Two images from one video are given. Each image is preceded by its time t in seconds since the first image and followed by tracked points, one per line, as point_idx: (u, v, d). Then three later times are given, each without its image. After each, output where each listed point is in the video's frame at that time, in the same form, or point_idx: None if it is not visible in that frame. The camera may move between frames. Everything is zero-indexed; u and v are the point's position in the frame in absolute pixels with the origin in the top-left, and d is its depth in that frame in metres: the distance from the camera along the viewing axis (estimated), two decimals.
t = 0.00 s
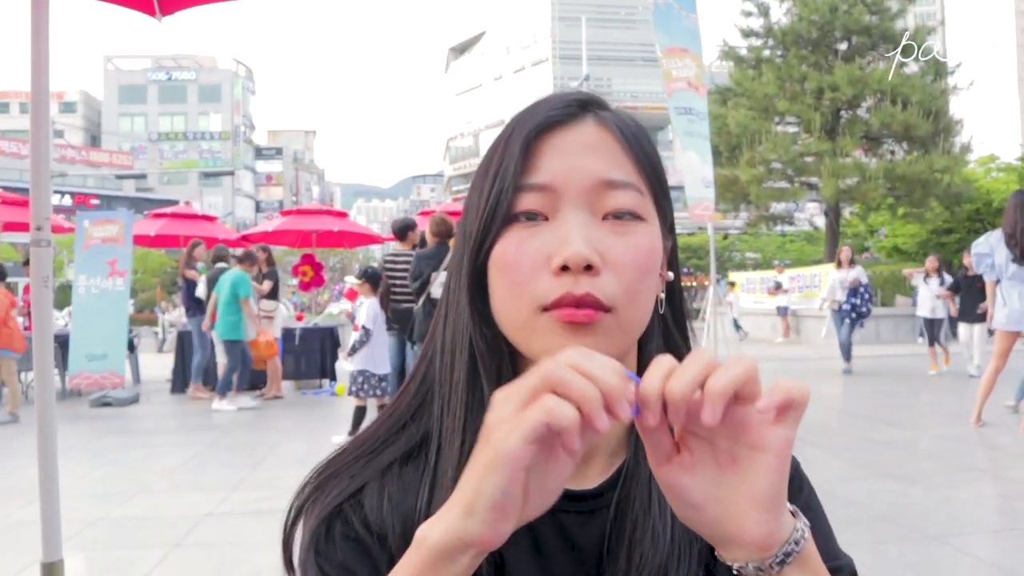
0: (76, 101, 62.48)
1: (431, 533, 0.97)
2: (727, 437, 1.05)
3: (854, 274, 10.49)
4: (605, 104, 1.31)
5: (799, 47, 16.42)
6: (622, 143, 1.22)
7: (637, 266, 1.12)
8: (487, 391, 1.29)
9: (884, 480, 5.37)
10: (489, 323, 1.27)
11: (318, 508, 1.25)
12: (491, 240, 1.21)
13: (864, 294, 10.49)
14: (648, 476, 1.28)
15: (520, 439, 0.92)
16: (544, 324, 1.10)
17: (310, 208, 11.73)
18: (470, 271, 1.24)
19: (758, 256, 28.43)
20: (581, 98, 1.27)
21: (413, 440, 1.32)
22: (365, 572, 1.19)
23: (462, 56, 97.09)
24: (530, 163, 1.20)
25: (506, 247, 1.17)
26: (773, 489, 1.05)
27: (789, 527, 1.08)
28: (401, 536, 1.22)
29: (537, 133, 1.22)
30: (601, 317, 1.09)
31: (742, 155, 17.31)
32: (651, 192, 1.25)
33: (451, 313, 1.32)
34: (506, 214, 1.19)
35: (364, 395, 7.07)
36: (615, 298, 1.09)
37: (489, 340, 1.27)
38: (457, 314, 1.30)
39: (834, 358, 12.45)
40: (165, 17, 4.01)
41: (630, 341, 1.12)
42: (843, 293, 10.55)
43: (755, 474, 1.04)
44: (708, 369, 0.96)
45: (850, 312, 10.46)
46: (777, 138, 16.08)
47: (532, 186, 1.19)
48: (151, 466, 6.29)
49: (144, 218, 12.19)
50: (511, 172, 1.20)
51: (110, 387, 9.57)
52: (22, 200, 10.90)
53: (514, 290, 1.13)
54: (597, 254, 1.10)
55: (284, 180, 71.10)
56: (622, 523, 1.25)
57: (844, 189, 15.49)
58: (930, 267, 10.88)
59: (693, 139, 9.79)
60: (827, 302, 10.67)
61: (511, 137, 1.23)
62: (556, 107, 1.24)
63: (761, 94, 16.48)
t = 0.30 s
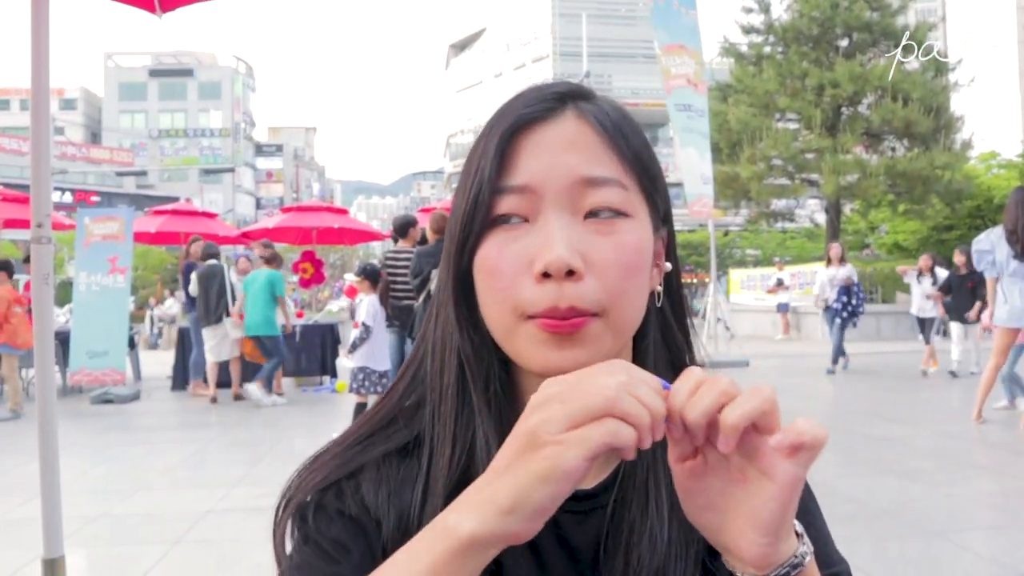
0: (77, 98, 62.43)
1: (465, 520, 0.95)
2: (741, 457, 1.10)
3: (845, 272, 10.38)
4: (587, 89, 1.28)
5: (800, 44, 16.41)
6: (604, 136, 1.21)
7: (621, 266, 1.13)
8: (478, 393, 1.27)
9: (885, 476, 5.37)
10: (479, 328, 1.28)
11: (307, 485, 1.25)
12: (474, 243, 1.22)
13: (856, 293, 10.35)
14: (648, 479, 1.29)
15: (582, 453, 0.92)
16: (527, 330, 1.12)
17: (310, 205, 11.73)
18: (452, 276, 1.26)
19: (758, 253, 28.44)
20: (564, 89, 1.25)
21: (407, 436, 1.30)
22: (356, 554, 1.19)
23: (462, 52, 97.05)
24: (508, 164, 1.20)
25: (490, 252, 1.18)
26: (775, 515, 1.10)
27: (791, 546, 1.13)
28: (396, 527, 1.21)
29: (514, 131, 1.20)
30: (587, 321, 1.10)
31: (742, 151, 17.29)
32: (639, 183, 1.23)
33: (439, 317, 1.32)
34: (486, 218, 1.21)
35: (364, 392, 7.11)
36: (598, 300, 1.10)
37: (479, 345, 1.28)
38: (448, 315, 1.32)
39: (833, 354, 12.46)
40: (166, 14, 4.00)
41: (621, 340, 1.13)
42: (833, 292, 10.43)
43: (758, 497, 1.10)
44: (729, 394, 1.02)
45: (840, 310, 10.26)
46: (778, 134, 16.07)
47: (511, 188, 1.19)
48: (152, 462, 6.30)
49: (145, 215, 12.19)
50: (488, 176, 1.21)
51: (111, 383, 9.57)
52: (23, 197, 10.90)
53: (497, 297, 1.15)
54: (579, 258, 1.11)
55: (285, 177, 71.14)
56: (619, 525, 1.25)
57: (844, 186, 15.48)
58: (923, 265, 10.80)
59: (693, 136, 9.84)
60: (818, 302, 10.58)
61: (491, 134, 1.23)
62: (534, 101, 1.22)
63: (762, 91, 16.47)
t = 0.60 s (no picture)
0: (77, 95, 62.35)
1: (481, 531, 0.93)
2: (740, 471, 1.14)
3: (832, 268, 10.04)
4: (580, 86, 1.28)
5: (800, 42, 16.42)
6: (585, 133, 1.20)
7: (597, 264, 1.12)
8: (465, 389, 1.30)
9: (886, 474, 5.37)
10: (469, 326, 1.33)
11: (306, 466, 1.26)
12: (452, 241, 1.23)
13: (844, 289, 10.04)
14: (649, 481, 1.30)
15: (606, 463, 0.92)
16: (499, 331, 1.13)
17: (310, 203, 11.73)
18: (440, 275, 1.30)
19: (758, 250, 28.44)
20: (548, 87, 1.26)
21: (406, 428, 1.32)
22: (352, 533, 1.19)
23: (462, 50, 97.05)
24: (485, 162, 1.21)
25: (466, 250, 1.20)
26: (760, 535, 1.13)
27: (776, 563, 1.17)
28: (393, 513, 1.22)
29: (493, 128, 1.22)
30: (558, 320, 1.10)
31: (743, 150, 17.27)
32: (624, 176, 1.22)
33: (436, 324, 1.36)
34: (466, 216, 1.22)
35: (363, 389, 7.11)
36: (572, 300, 1.10)
37: (469, 343, 1.32)
38: (440, 313, 1.35)
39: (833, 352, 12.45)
40: (166, 13, 4.00)
41: (603, 339, 1.13)
42: (823, 289, 10.14)
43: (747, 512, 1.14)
44: (742, 410, 1.07)
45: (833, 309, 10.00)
46: (778, 132, 16.06)
47: (488, 184, 1.20)
48: (152, 461, 6.29)
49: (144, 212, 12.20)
50: (465, 178, 1.23)
51: (111, 381, 9.56)
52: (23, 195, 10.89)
53: (470, 296, 1.17)
54: (550, 258, 1.11)
55: (284, 174, 71.16)
56: (619, 527, 1.25)
57: (844, 184, 15.46)
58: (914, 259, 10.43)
59: (692, 134, 9.82)
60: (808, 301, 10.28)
61: (471, 135, 1.24)
62: (517, 97, 1.23)
63: (762, 89, 16.45)
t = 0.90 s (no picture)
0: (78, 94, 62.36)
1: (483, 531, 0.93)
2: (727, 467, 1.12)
3: (823, 267, 9.97)
4: (575, 86, 1.28)
5: (801, 40, 16.43)
6: (577, 133, 1.20)
7: (585, 267, 1.12)
8: (466, 386, 1.30)
9: (885, 472, 5.38)
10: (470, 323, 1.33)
11: (310, 453, 1.27)
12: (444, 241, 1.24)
13: (834, 289, 9.98)
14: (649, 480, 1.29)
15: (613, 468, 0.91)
16: (491, 331, 1.13)
17: (311, 201, 11.73)
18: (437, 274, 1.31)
19: (759, 249, 28.45)
20: (544, 84, 1.26)
21: (408, 421, 1.32)
22: (352, 521, 1.20)
23: (463, 48, 97.02)
24: (478, 164, 1.22)
25: (457, 253, 1.20)
26: (741, 533, 1.12)
27: (757, 561, 1.16)
28: (394, 504, 1.22)
29: (487, 129, 1.22)
30: (551, 321, 1.10)
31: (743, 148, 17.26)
32: (617, 177, 1.22)
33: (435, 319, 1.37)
34: (459, 218, 1.23)
35: (361, 386, 7.13)
36: (561, 304, 1.10)
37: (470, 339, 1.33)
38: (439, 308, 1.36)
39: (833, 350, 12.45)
40: (166, 10, 4.01)
41: (595, 341, 1.13)
42: (812, 288, 10.05)
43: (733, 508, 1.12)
44: (737, 412, 1.06)
45: (820, 310, 9.95)
46: (779, 130, 16.07)
47: (480, 186, 1.20)
48: (152, 458, 6.29)
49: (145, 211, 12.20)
50: (457, 180, 1.23)
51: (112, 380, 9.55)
52: (24, 193, 10.90)
53: (461, 297, 1.17)
54: (539, 259, 1.11)
55: (285, 173, 71.22)
56: (620, 523, 1.26)
57: (845, 182, 15.45)
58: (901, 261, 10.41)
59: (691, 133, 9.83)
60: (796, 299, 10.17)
61: (466, 134, 1.24)
62: (511, 97, 1.23)
63: (762, 87, 16.45)
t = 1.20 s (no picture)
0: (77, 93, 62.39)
1: None
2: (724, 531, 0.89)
3: (814, 263, 9.80)
4: (581, 67, 1.22)
5: (800, 39, 16.46)
6: (588, 115, 1.14)
7: (600, 255, 1.07)
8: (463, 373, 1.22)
9: (885, 471, 5.37)
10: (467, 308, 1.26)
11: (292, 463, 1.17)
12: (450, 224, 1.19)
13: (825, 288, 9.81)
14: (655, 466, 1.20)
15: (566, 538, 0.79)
16: (501, 320, 1.07)
17: (310, 200, 11.72)
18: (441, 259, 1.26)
19: (759, 248, 28.50)
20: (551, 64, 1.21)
21: (397, 413, 1.22)
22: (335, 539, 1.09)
23: (462, 47, 97.03)
24: (484, 148, 1.16)
25: (463, 240, 1.15)
26: None
27: None
28: (383, 502, 1.12)
29: (494, 112, 1.16)
30: (563, 310, 1.05)
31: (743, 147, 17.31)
32: (629, 161, 1.16)
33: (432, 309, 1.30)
34: (463, 203, 1.17)
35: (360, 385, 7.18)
36: (572, 290, 1.04)
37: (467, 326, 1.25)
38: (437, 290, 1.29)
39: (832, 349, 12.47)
40: (165, 10, 3.99)
41: (607, 331, 1.08)
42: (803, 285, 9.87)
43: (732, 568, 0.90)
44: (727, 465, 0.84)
45: (809, 307, 9.81)
46: (778, 129, 16.12)
47: (487, 172, 1.14)
48: (151, 458, 6.28)
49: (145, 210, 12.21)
50: (463, 161, 1.18)
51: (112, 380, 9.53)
52: (24, 192, 10.90)
53: (469, 286, 1.12)
54: (553, 245, 1.06)
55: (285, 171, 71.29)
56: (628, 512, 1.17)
57: (845, 181, 15.48)
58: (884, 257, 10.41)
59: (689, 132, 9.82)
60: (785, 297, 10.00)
61: (473, 118, 1.18)
62: (519, 78, 1.17)
63: (762, 86, 16.46)
